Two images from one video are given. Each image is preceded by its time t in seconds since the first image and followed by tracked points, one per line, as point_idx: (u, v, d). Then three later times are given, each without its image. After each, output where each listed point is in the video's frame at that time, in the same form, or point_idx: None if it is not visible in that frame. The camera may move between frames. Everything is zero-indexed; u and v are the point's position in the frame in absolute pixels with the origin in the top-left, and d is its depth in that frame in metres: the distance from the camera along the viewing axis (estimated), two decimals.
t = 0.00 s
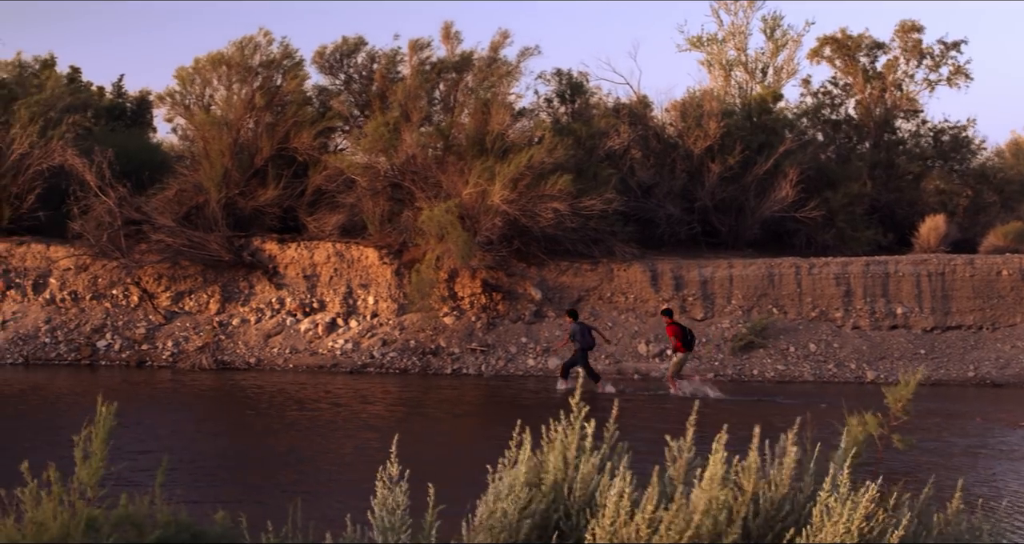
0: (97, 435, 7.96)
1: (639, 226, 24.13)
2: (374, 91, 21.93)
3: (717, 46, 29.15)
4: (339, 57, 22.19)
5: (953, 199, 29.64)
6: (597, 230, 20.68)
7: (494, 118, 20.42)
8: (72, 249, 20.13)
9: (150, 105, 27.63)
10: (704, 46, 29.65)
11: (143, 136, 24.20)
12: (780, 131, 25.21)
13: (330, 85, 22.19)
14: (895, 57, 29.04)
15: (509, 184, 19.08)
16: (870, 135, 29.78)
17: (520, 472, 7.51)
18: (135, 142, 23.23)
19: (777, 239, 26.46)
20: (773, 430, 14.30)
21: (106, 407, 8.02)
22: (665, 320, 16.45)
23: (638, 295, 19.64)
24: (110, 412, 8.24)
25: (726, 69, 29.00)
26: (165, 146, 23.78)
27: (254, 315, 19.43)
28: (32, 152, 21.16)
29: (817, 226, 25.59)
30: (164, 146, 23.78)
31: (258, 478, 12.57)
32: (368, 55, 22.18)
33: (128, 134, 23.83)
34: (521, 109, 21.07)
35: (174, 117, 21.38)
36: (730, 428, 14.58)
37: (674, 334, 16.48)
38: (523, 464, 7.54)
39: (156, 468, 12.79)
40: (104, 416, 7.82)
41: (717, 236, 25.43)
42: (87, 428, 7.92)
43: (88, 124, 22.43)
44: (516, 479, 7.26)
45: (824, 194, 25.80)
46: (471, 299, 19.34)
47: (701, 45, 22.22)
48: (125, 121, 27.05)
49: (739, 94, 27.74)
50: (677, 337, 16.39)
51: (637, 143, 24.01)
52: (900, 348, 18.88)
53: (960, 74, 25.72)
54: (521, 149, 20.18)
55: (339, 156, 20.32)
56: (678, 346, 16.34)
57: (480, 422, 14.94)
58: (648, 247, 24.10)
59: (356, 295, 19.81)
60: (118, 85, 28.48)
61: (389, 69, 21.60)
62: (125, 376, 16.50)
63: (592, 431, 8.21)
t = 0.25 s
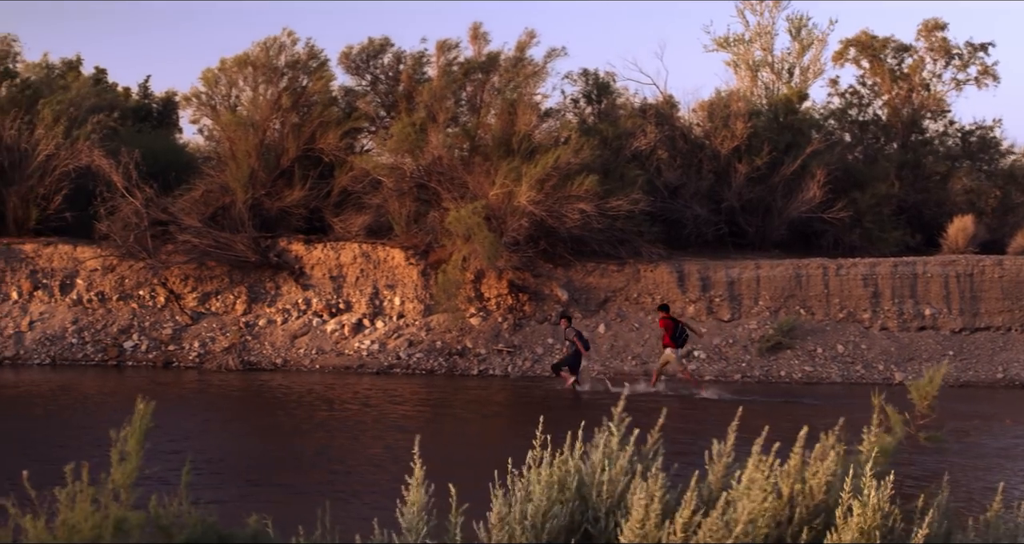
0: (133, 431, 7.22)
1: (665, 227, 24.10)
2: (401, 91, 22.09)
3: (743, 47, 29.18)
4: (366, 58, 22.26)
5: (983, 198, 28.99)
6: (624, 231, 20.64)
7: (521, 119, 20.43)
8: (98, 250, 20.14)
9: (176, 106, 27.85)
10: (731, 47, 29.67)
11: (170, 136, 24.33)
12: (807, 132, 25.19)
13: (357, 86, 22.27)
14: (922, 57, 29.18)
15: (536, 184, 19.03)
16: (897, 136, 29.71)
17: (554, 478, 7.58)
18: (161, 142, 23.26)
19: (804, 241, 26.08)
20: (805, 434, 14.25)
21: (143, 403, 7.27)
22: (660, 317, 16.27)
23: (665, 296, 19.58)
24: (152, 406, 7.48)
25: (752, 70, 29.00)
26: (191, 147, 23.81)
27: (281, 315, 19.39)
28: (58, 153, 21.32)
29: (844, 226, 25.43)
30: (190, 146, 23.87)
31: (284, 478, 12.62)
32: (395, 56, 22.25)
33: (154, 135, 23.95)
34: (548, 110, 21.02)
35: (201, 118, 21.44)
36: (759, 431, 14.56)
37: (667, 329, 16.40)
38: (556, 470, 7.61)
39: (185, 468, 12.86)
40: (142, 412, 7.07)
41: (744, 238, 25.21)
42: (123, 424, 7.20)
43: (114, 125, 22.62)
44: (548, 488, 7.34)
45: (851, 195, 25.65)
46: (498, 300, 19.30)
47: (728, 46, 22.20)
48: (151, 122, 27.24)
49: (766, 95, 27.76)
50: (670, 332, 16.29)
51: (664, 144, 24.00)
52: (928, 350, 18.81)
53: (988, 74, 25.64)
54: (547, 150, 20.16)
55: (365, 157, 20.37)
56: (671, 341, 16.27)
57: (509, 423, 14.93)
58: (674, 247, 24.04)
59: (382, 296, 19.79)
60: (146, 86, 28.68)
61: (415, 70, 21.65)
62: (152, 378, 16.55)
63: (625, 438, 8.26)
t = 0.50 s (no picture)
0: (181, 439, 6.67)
1: (692, 228, 23.99)
2: (427, 92, 21.98)
3: (770, 48, 29.12)
4: (392, 58, 22.12)
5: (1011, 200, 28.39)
6: (650, 232, 20.56)
7: (548, 119, 20.29)
8: (124, 250, 20.24)
9: (202, 106, 27.89)
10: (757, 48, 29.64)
11: (195, 136, 24.37)
12: (835, 133, 25.03)
13: (383, 87, 22.08)
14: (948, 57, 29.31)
15: (563, 185, 18.94)
16: (925, 136, 29.52)
17: (580, 480, 7.80)
18: (186, 143, 23.19)
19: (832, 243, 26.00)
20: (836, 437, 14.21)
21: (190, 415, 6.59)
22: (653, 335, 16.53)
23: (692, 297, 19.47)
24: (208, 412, 6.80)
25: (779, 70, 28.94)
26: (218, 148, 23.66)
27: (307, 316, 19.47)
28: (84, 153, 21.40)
29: (872, 226, 25.21)
30: (216, 146, 23.90)
31: (313, 477, 12.68)
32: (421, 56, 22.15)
33: (180, 135, 24.01)
34: (574, 111, 20.93)
35: (226, 118, 21.40)
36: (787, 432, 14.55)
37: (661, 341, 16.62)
38: (580, 473, 7.81)
39: (215, 467, 12.95)
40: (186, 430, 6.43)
41: (772, 238, 25.22)
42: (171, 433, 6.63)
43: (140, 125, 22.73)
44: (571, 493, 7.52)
45: (879, 196, 25.29)
46: (524, 301, 19.36)
47: (753, 48, 22.22)
48: (177, 123, 27.34)
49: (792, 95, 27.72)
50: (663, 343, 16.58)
51: (691, 145, 23.95)
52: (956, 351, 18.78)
53: (1015, 73, 25.50)
54: (574, 150, 20.06)
55: (390, 159, 20.27)
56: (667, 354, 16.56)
57: (538, 423, 14.94)
58: (700, 248, 23.94)
59: (408, 296, 19.86)
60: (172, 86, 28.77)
61: (441, 71, 21.34)
62: (178, 380, 16.64)
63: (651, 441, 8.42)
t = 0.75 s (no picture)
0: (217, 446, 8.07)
1: (719, 229, 23.92)
2: (452, 94, 21.96)
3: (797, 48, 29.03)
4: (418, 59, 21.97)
5: None
6: (677, 233, 20.41)
7: (574, 120, 20.24)
8: (151, 252, 20.32)
9: (228, 107, 27.94)
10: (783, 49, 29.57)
11: (222, 138, 24.49)
12: (862, 134, 24.96)
13: (409, 88, 22.08)
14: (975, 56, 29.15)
15: (589, 186, 18.89)
16: (953, 137, 29.35)
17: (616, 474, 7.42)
18: (213, 145, 23.24)
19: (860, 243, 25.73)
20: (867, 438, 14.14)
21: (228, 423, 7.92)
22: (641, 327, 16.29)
23: (719, 298, 19.45)
24: (240, 424, 8.05)
25: (806, 71, 28.82)
26: (245, 149, 23.66)
27: (333, 317, 19.49)
28: (111, 154, 21.43)
29: (901, 227, 24.86)
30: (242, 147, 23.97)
31: (337, 477, 12.71)
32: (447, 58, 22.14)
33: (206, 137, 24.08)
34: (601, 112, 20.86)
35: (252, 120, 21.44)
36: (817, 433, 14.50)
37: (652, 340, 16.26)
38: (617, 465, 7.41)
39: (240, 468, 13.00)
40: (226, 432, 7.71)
41: (799, 239, 25.07)
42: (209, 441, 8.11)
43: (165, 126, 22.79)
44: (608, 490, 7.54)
45: (907, 197, 25.06)
46: (551, 302, 19.30)
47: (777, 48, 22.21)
48: (203, 124, 27.44)
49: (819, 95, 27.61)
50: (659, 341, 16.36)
51: (717, 146, 23.90)
52: (985, 352, 18.72)
53: None
54: (600, 152, 20.00)
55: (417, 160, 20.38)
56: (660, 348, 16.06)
57: (566, 424, 14.91)
58: (727, 250, 23.84)
59: (435, 298, 19.80)
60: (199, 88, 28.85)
61: (467, 72, 21.39)
62: (203, 381, 16.68)
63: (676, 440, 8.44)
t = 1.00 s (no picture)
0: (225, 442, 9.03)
1: (745, 230, 24.03)
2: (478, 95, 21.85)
3: (824, 48, 28.90)
4: (442, 61, 22.25)
5: None
6: (704, 234, 20.31)
7: (599, 121, 20.27)
8: (177, 253, 20.34)
9: (253, 109, 27.97)
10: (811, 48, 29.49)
11: (248, 139, 24.53)
12: (889, 135, 24.87)
13: (434, 89, 22.21)
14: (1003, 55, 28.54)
15: (615, 187, 18.88)
16: (981, 137, 29.03)
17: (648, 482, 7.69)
18: (238, 146, 23.29)
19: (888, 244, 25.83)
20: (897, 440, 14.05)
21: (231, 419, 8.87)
22: (636, 321, 16.48)
23: (746, 300, 19.41)
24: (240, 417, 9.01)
25: (833, 71, 28.69)
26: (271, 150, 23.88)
27: (359, 319, 19.49)
28: (137, 156, 21.41)
29: (928, 228, 24.81)
30: (268, 148, 23.97)
31: (363, 478, 12.72)
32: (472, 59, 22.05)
33: (231, 139, 24.10)
34: (626, 112, 20.93)
35: (278, 122, 21.31)
36: (846, 434, 14.42)
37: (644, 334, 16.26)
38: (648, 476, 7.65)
39: (266, 469, 13.04)
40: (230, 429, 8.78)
41: (826, 241, 25.03)
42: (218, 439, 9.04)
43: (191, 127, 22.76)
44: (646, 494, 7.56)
45: (935, 197, 24.88)
46: (576, 303, 19.29)
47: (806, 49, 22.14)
48: (229, 125, 27.49)
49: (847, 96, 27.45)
50: (651, 338, 16.20)
51: (744, 147, 23.83)
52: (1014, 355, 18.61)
53: None
54: (626, 153, 19.94)
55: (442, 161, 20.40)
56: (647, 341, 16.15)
57: (594, 426, 14.89)
58: (754, 251, 23.89)
59: (461, 299, 19.80)
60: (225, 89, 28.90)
61: (491, 72, 21.50)
62: (229, 382, 16.68)
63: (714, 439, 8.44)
